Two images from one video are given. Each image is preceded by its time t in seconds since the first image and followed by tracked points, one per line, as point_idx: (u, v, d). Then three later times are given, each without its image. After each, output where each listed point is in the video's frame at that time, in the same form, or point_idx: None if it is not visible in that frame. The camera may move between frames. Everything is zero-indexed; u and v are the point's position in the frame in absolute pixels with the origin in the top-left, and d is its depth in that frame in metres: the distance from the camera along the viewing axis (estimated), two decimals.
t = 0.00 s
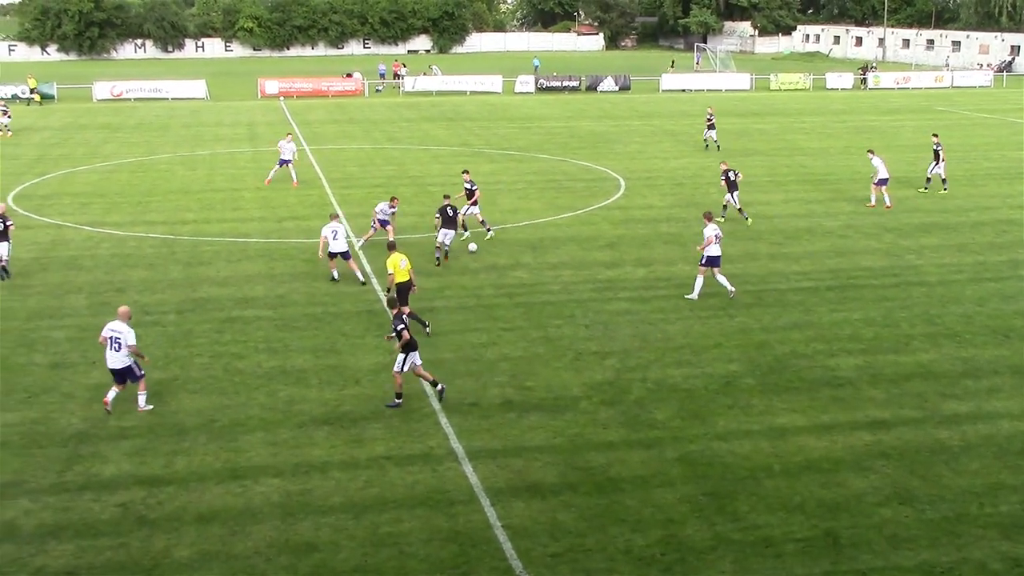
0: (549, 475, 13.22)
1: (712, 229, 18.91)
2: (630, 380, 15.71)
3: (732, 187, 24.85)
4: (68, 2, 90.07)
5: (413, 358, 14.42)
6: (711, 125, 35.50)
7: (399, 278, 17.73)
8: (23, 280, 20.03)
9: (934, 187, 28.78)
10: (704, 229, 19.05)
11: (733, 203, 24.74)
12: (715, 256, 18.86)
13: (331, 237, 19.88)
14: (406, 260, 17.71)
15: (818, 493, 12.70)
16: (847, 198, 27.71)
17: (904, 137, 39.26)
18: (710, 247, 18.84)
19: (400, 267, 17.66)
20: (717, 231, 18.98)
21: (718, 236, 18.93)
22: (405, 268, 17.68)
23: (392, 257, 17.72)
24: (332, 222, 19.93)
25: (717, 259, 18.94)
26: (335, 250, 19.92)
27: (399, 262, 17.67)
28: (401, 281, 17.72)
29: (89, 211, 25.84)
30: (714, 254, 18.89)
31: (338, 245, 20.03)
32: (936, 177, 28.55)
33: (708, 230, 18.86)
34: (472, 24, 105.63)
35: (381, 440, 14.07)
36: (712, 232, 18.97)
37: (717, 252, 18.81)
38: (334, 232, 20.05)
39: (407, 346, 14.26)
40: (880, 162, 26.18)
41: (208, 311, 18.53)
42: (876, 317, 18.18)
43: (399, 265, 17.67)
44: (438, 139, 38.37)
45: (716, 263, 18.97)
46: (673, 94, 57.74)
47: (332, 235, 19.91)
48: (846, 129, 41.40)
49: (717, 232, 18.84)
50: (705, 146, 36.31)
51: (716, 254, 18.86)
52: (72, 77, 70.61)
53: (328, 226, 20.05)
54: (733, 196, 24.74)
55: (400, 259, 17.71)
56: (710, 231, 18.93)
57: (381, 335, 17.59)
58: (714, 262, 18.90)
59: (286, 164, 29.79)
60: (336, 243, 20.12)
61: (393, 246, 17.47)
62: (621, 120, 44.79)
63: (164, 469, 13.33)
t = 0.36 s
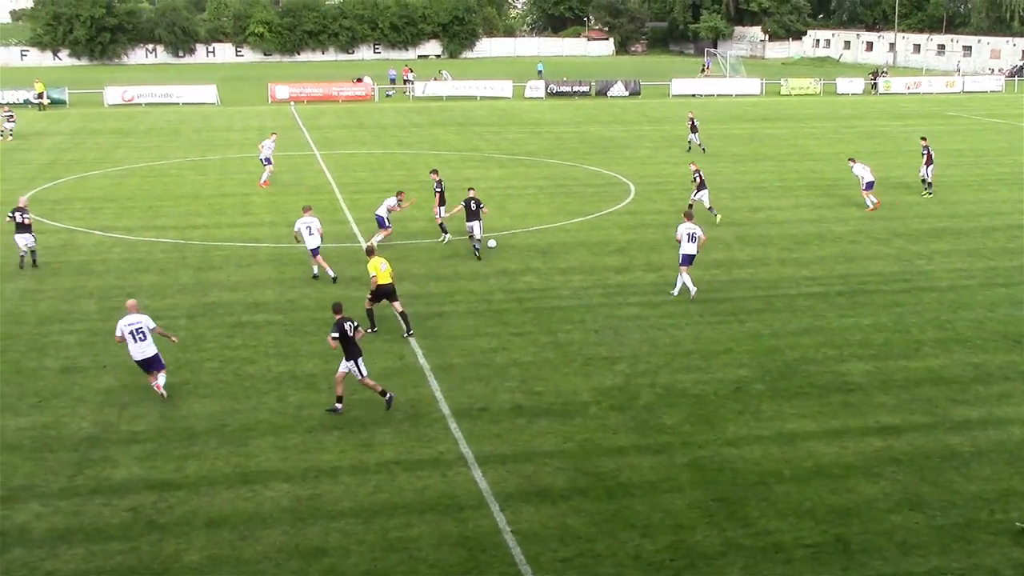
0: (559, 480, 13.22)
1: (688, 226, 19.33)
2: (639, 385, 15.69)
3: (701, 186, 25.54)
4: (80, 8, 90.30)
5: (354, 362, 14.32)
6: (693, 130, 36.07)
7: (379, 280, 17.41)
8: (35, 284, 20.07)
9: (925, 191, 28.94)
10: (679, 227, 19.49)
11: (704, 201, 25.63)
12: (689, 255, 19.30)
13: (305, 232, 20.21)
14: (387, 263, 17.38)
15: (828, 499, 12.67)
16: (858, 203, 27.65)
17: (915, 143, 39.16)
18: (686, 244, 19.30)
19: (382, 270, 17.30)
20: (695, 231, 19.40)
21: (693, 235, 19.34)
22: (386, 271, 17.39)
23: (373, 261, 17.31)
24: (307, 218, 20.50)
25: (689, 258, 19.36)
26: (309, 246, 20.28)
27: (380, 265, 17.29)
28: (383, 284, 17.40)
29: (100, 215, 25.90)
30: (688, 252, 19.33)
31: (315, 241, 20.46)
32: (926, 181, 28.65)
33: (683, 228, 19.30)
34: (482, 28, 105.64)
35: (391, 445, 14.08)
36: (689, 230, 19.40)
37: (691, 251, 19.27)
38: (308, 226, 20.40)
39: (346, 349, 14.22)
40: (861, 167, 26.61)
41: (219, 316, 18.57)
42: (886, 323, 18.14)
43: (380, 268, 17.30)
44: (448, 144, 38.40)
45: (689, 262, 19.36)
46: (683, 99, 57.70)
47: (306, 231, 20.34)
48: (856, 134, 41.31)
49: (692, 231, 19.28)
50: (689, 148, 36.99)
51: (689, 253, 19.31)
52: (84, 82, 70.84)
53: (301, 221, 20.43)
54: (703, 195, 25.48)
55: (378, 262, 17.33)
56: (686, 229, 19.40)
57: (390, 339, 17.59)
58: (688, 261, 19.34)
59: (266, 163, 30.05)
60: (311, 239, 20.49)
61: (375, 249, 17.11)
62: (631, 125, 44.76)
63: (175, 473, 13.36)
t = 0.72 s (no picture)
0: (563, 487, 13.20)
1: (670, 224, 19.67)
2: (643, 392, 15.67)
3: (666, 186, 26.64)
4: (86, 15, 90.72)
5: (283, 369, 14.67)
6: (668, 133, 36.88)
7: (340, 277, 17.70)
8: (39, 291, 20.12)
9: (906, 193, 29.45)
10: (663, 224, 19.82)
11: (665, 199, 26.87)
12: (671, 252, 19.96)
13: (273, 231, 20.78)
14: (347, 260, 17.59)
15: (833, 506, 12.64)
16: (862, 210, 27.64)
17: (920, 149, 39.14)
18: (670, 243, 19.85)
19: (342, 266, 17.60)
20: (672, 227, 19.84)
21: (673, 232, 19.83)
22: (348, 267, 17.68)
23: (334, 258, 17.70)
24: (269, 218, 21.06)
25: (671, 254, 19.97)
26: (275, 245, 20.81)
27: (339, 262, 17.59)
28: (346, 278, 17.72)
29: (104, 222, 25.95)
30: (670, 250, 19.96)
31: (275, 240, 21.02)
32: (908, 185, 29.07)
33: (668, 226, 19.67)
34: (485, 35, 106.22)
35: (394, 452, 14.07)
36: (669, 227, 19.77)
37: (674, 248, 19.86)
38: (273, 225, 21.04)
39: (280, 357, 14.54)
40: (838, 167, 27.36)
41: (222, 322, 18.57)
42: (890, 329, 18.11)
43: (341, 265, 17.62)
44: (452, 151, 38.45)
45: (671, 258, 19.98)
46: (687, 106, 57.75)
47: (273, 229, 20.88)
48: (860, 141, 41.30)
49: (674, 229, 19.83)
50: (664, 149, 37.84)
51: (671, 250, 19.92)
52: (89, 89, 71.14)
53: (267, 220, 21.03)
54: (666, 192, 26.74)
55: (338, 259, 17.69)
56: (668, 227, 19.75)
57: (395, 346, 17.58)
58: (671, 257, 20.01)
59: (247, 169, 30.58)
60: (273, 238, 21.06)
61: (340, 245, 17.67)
62: (636, 131, 44.84)
63: (179, 479, 13.36)
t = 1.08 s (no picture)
0: (580, 508, 13.15)
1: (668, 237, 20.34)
2: (661, 413, 15.64)
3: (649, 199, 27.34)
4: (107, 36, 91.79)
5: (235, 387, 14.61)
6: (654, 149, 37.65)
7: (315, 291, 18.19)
8: (59, 309, 20.22)
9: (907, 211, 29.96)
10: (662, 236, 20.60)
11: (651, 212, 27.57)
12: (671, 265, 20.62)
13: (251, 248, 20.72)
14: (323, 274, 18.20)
15: (852, 528, 12.56)
16: (881, 230, 27.57)
17: (940, 170, 39.03)
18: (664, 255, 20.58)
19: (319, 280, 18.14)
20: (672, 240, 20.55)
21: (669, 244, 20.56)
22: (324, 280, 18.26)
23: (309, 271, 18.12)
24: (243, 234, 20.96)
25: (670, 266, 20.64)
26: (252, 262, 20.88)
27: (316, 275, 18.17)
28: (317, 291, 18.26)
29: (124, 241, 26.06)
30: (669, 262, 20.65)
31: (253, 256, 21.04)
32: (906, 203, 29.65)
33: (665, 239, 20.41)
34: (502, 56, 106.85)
35: (412, 472, 14.05)
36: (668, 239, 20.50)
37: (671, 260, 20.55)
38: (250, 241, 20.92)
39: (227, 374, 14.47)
40: (829, 182, 28.03)
41: (241, 341, 18.61)
42: (910, 351, 18.03)
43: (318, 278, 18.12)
44: (470, 170, 38.59)
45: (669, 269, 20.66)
46: (705, 126, 57.83)
47: (247, 246, 20.87)
48: (880, 161, 41.21)
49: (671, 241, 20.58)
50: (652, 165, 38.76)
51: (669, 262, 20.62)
52: (109, 108, 71.79)
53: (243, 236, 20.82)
54: (650, 208, 27.36)
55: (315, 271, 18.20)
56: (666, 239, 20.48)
57: (412, 365, 17.58)
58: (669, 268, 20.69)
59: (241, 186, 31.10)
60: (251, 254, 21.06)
61: (313, 259, 17.91)
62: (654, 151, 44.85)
63: (196, 498, 13.36)
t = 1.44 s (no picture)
0: (658, 533, 13.04)
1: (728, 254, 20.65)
2: (742, 438, 15.48)
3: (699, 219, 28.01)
4: (193, 59, 95.22)
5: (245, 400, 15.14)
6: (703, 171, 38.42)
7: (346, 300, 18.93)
8: (145, 326, 20.69)
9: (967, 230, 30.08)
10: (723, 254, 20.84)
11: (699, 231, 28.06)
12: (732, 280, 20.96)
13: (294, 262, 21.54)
14: (350, 287, 18.86)
15: (938, 561, 12.28)
16: (970, 256, 26.98)
17: None
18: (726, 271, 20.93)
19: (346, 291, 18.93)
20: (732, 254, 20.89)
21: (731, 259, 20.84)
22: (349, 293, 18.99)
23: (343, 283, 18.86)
24: (289, 248, 21.97)
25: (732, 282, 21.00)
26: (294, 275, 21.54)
27: (346, 287, 18.85)
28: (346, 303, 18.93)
29: (207, 258, 26.65)
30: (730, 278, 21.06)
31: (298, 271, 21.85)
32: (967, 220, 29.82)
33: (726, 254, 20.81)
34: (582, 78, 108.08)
35: (490, 493, 14.06)
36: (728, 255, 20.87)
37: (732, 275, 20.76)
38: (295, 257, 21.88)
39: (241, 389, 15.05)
40: (884, 204, 28.40)
41: (322, 360, 18.85)
42: (999, 381, 17.60)
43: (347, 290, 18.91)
44: (550, 193, 38.78)
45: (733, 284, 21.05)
46: (787, 149, 57.33)
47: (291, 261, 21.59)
48: (971, 186, 40.31)
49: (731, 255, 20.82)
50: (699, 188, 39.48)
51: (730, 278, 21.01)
52: (193, 129, 73.82)
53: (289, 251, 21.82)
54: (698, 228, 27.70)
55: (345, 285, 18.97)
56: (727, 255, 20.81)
57: (490, 387, 17.63)
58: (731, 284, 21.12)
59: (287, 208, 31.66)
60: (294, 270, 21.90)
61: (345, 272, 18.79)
62: (732, 175, 44.59)
63: (276, 515, 13.51)
